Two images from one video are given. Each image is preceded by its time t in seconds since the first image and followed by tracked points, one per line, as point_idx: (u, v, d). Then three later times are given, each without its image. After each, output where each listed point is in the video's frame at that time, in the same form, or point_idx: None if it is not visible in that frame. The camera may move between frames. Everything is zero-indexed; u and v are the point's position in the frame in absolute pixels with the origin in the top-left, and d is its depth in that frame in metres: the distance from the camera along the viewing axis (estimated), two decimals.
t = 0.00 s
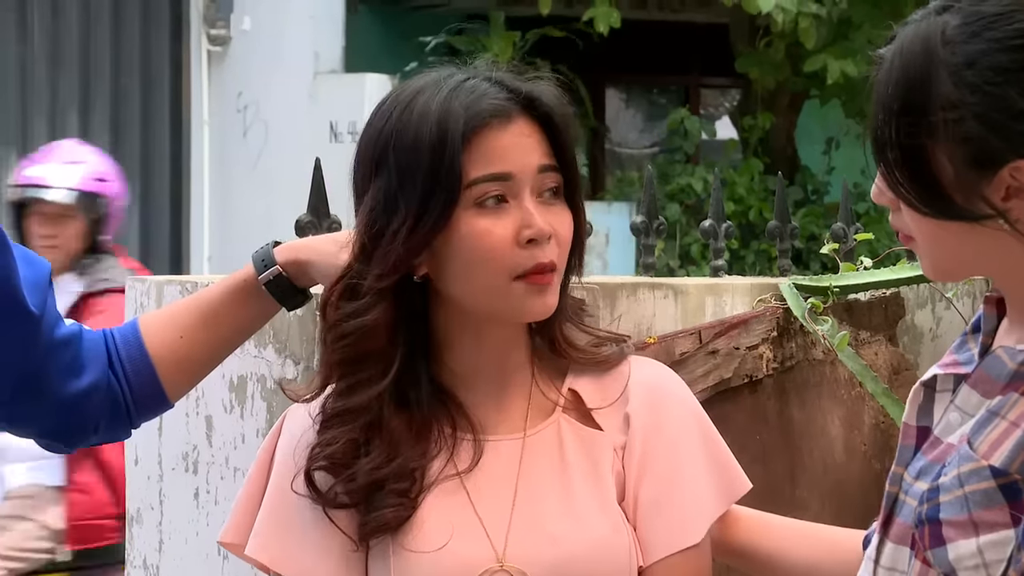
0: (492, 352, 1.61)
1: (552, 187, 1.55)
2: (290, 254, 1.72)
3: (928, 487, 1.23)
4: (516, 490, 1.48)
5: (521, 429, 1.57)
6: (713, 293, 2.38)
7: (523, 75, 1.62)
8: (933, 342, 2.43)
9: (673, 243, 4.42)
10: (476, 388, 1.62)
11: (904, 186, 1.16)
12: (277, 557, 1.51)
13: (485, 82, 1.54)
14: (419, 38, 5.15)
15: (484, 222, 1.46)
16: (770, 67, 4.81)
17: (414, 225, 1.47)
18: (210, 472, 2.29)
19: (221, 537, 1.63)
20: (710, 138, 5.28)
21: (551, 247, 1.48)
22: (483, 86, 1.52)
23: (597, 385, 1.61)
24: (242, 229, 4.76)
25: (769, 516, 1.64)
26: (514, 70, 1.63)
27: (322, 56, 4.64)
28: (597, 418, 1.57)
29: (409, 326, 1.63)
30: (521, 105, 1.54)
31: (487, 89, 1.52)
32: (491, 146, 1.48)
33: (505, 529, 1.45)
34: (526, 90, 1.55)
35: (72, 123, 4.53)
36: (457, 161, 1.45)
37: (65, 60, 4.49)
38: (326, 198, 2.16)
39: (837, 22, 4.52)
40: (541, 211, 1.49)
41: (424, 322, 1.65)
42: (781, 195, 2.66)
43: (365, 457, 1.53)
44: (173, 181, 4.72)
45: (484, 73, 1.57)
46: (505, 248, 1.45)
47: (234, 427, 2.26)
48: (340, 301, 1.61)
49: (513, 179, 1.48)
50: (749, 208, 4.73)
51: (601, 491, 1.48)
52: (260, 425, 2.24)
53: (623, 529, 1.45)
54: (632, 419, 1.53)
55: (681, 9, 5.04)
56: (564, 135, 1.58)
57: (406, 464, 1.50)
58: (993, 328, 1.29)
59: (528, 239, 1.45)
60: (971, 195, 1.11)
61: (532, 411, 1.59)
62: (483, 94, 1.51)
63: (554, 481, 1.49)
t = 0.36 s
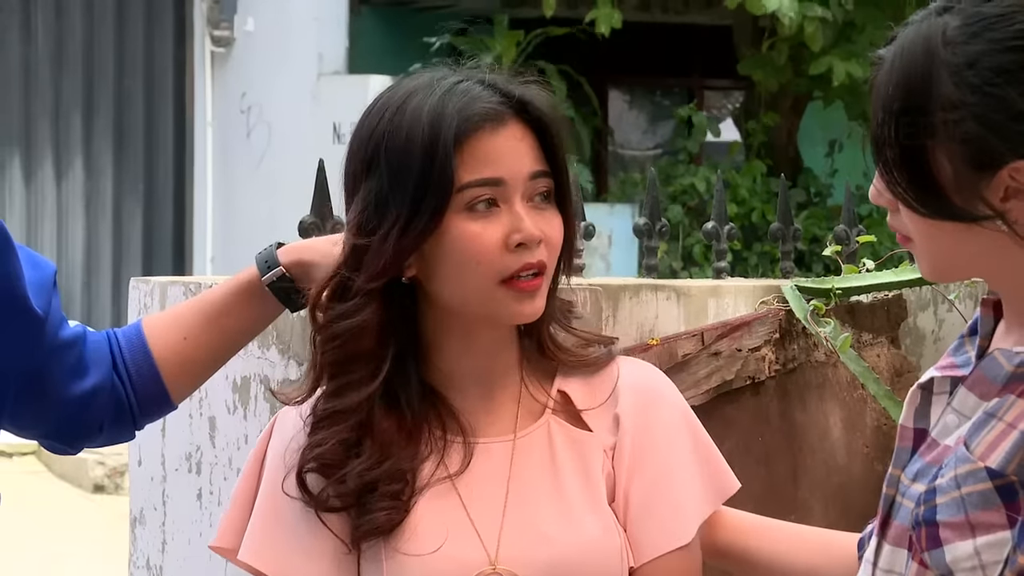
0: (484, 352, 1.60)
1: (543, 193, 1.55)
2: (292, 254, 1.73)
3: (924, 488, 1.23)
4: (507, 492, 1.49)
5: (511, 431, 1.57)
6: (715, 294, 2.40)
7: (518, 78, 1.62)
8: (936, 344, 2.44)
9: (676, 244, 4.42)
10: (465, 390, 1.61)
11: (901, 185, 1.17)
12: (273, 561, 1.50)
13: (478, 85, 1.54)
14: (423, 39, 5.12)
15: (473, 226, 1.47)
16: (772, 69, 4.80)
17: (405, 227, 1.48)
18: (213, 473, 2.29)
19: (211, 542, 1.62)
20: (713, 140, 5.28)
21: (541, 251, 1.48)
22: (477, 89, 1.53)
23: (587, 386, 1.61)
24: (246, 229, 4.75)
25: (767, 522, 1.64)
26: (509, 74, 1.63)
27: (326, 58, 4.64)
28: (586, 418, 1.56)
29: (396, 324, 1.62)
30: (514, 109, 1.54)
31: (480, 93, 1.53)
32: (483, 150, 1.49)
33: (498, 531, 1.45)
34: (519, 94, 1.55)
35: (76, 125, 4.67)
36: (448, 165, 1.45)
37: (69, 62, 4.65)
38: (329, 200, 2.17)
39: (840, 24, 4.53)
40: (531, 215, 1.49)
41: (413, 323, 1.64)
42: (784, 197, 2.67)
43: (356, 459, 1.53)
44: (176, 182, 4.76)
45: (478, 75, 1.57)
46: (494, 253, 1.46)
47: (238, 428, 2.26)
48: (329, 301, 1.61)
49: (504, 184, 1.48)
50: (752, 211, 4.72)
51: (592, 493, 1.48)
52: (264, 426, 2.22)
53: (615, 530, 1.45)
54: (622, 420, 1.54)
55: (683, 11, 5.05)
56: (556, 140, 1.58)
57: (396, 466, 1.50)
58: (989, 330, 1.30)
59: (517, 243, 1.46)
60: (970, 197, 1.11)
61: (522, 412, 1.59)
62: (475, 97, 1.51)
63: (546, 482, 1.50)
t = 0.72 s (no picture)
0: (474, 357, 1.61)
1: (531, 198, 1.56)
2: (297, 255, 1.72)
3: (923, 490, 1.23)
4: (497, 496, 1.49)
5: (500, 435, 1.57)
6: (717, 297, 2.41)
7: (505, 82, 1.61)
8: (938, 347, 2.46)
9: (678, 248, 4.43)
10: (456, 395, 1.61)
11: (904, 183, 1.17)
12: (264, 565, 1.50)
13: (465, 90, 1.54)
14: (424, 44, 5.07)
15: (461, 230, 1.47)
16: (774, 73, 4.82)
17: (393, 232, 1.48)
18: (217, 477, 2.29)
19: (205, 547, 1.62)
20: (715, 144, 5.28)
21: (530, 255, 1.49)
22: (464, 94, 1.52)
23: (577, 388, 1.61)
24: (246, 237, 4.61)
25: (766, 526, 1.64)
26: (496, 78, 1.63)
27: (328, 62, 4.47)
28: (575, 421, 1.57)
29: (387, 328, 1.62)
30: (501, 113, 1.54)
31: (467, 98, 1.52)
32: (470, 155, 1.49)
33: (487, 534, 1.46)
34: (506, 99, 1.55)
35: (78, 129, 4.83)
36: (435, 171, 1.46)
37: (71, 70, 4.82)
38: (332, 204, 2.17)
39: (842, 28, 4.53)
40: (519, 219, 1.49)
41: (404, 326, 1.64)
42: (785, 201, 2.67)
43: (346, 463, 1.53)
44: (178, 190, 4.76)
45: (465, 79, 1.57)
46: (482, 257, 1.46)
47: (241, 432, 2.25)
48: (319, 305, 1.61)
49: (492, 189, 1.49)
50: (754, 214, 4.72)
51: (581, 496, 1.48)
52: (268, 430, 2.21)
53: (604, 532, 1.45)
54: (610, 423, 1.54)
55: (685, 16, 5.06)
56: (544, 145, 1.58)
57: (385, 471, 1.51)
58: (988, 334, 1.30)
59: (505, 248, 1.46)
60: (970, 195, 1.12)
61: (513, 416, 1.59)
62: (463, 102, 1.51)
63: (536, 485, 1.50)
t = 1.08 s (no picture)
0: (474, 354, 1.61)
1: (529, 195, 1.56)
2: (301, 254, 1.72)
3: (927, 487, 1.23)
4: (498, 492, 1.49)
5: (501, 431, 1.57)
6: (722, 295, 2.42)
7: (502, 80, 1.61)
8: (944, 344, 2.46)
9: (682, 246, 4.42)
10: (456, 392, 1.62)
11: (911, 179, 1.16)
12: (257, 565, 1.51)
13: (462, 88, 1.54)
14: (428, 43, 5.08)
15: (460, 228, 1.47)
16: (778, 71, 4.81)
17: (392, 231, 1.48)
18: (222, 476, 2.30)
19: (205, 549, 1.62)
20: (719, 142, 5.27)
21: (529, 252, 1.49)
22: (460, 92, 1.52)
23: (579, 385, 1.61)
24: (250, 234, 4.64)
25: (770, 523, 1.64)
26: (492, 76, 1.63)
27: (332, 61, 4.49)
28: (577, 416, 1.57)
29: (387, 326, 1.63)
30: (498, 111, 1.53)
31: (464, 95, 1.52)
32: (469, 153, 1.49)
33: (487, 532, 1.46)
34: (504, 96, 1.54)
35: (83, 131, 4.85)
36: (434, 168, 1.45)
37: (76, 74, 4.84)
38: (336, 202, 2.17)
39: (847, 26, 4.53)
40: (519, 217, 1.50)
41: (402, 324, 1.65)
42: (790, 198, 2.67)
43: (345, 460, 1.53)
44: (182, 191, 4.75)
45: (462, 77, 1.57)
46: (481, 254, 1.46)
47: (245, 431, 2.26)
48: (316, 305, 1.61)
49: (490, 187, 1.49)
50: (758, 212, 4.71)
51: (582, 493, 1.48)
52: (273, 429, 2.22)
53: (605, 529, 1.45)
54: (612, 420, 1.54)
55: (689, 14, 5.05)
56: (541, 142, 1.58)
57: (383, 469, 1.51)
58: (994, 330, 1.29)
59: (504, 245, 1.46)
60: (977, 191, 1.11)
61: (514, 412, 1.60)
62: (460, 100, 1.51)
63: (537, 481, 1.50)
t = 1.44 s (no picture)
0: (477, 353, 1.60)
1: (532, 195, 1.56)
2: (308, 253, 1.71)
3: (931, 486, 1.23)
4: (502, 491, 1.49)
5: (505, 429, 1.57)
6: (726, 294, 2.40)
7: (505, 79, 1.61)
8: (948, 344, 2.44)
9: (686, 245, 4.42)
10: (459, 391, 1.62)
11: (914, 178, 1.16)
12: (260, 565, 1.51)
13: (466, 88, 1.54)
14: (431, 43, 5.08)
15: (462, 229, 1.47)
16: (781, 70, 4.80)
17: (394, 231, 1.48)
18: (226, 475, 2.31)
19: (207, 549, 1.62)
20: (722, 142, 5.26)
21: (531, 252, 1.49)
22: (464, 92, 1.52)
23: (583, 382, 1.62)
24: (255, 234, 4.68)
25: (773, 523, 1.64)
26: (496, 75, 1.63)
27: (335, 60, 4.53)
28: (581, 414, 1.57)
29: (388, 325, 1.63)
30: (501, 111, 1.53)
31: (467, 95, 1.52)
32: (472, 153, 1.49)
33: (492, 531, 1.46)
34: (507, 96, 1.54)
35: (87, 130, 4.78)
36: (437, 168, 1.45)
37: (80, 73, 4.76)
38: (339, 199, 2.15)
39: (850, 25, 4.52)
40: (521, 217, 1.50)
41: (404, 323, 1.64)
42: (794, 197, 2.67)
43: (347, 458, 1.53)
44: (185, 198, 4.81)
45: (465, 76, 1.57)
46: (484, 254, 1.46)
47: (250, 431, 2.28)
48: (319, 304, 1.60)
49: (493, 186, 1.49)
50: (762, 212, 4.71)
51: (587, 491, 1.48)
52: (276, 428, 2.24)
53: (610, 528, 1.45)
54: (617, 418, 1.54)
55: (692, 14, 5.04)
56: (545, 143, 1.58)
57: (385, 468, 1.51)
58: (997, 329, 1.29)
59: (506, 245, 1.46)
60: (980, 191, 1.11)
61: (517, 409, 1.60)
62: (463, 100, 1.51)
63: (541, 479, 1.50)
